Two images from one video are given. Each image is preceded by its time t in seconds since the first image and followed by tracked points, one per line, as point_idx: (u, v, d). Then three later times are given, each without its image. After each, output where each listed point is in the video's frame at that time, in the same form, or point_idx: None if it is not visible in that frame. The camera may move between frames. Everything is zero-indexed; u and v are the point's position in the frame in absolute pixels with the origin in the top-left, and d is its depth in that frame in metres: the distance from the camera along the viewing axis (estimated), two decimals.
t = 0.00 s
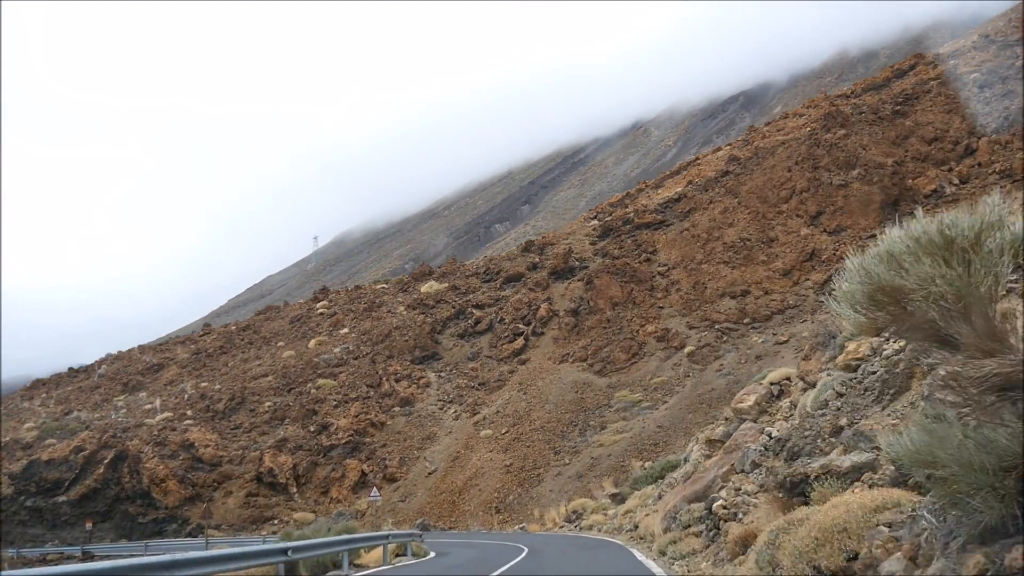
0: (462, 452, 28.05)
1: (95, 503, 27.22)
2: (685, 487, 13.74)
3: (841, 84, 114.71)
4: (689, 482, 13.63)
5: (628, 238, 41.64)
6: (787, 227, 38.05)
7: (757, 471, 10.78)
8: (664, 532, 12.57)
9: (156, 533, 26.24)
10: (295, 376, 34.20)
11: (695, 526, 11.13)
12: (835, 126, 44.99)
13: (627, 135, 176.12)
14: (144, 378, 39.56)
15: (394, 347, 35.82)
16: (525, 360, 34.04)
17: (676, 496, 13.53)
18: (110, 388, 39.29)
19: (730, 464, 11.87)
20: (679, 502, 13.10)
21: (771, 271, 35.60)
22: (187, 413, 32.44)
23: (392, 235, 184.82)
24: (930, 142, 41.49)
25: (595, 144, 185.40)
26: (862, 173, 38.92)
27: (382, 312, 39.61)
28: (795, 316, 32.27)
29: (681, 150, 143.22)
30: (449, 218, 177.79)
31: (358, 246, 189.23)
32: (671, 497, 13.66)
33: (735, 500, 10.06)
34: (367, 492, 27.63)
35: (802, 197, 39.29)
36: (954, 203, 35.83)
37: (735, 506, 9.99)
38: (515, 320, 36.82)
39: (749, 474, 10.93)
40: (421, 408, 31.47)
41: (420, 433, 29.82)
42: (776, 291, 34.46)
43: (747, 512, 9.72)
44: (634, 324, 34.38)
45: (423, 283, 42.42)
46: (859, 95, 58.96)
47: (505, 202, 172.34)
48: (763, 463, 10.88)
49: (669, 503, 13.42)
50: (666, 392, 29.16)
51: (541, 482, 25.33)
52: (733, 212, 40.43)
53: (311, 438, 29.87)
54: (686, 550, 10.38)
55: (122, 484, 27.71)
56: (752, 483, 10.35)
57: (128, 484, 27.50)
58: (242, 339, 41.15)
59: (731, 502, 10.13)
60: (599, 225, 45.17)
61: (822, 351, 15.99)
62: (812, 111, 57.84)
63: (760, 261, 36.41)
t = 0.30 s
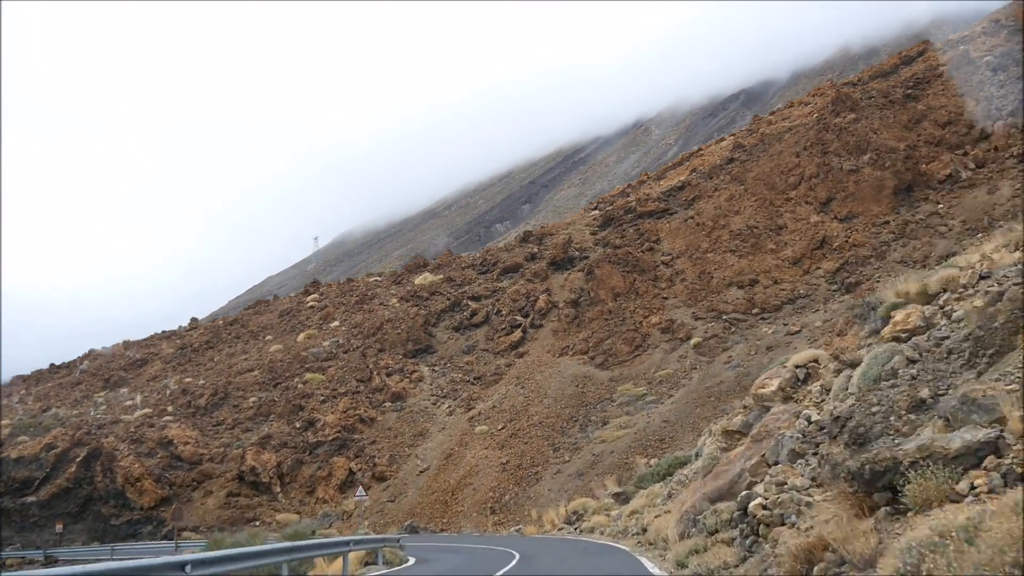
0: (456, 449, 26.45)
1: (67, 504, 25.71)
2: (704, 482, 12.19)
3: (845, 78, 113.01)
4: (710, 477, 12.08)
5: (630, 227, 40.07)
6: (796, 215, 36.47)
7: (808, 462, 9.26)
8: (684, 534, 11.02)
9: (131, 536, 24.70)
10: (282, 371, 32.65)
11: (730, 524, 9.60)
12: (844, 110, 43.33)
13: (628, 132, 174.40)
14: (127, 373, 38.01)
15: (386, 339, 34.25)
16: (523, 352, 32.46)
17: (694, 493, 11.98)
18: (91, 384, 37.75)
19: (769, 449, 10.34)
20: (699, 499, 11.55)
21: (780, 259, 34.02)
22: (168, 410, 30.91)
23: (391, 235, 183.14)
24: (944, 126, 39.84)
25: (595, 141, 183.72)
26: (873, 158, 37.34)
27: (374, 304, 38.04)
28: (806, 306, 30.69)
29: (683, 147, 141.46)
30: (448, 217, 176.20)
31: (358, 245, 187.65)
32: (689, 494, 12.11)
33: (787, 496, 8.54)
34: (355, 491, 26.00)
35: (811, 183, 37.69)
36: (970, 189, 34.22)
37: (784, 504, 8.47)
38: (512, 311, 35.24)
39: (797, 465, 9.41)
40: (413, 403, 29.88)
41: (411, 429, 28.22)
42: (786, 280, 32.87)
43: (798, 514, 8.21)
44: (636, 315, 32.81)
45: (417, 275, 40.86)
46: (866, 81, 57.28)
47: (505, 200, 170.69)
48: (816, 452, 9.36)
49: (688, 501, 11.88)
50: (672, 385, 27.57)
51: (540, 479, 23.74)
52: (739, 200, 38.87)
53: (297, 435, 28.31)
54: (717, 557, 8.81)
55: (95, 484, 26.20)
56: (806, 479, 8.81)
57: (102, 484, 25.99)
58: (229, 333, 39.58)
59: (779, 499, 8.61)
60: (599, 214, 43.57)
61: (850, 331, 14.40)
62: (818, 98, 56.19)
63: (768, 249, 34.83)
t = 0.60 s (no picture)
0: (448, 446, 25.05)
1: (37, 503, 24.41)
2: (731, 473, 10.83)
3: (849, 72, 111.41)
4: (737, 467, 10.73)
5: (632, 216, 38.69)
6: (805, 203, 35.08)
7: (876, 445, 7.92)
8: (710, 539, 9.66)
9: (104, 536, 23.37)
10: (268, 364, 31.29)
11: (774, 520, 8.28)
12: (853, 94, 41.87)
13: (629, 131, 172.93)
14: (110, 368, 36.71)
15: (377, 332, 32.87)
16: (519, 345, 31.08)
17: (718, 486, 10.62)
18: (72, 379, 36.45)
19: (819, 427, 9.02)
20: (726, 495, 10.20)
21: (788, 248, 32.64)
22: (148, 405, 29.57)
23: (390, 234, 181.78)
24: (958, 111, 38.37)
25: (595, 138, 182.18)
26: (884, 144, 35.92)
27: (365, 296, 36.67)
28: (816, 297, 29.29)
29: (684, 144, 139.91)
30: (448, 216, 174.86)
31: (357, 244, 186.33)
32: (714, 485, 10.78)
33: (856, 488, 7.22)
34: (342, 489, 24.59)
35: (820, 171, 36.30)
36: (986, 175, 32.78)
37: (852, 499, 7.16)
38: (509, 303, 33.86)
39: (860, 450, 8.07)
40: (405, 398, 28.47)
41: (402, 424, 26.81)
42: (794, 270, 31.49)
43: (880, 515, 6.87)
44: (638, 306, 31.44)
45: (411, 267, 39.49)
46: (875, 70, 55.80)
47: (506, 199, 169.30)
48: (885, 434, 8.01)
49: (713, 495, 10.53)
50: (676, 378, 26.19)
51: (536, 476, 22.37)
52: (744, 188, 37.51)
53: (281, 431, 26.94)
54: (759, 569, 7.45)
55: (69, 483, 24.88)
56: (874, 470, 7.48)
57: (75, 482, 24.65)
58: (216, 327, 38.26)
59: (844, 492, 7.29)
60: (600, 204, 42.18)
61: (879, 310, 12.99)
62: (826, 86, 54.73)
63: (776, 238, 33.45)
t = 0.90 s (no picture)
0: (442, 446, 23.60)
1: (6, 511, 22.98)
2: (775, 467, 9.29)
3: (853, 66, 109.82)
4: (784, 460, 9.16)
5: (634, 207, 37.24)
6: (814, 189, 33.65)
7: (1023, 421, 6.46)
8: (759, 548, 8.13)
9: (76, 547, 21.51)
10: (254, 362, 29.88)
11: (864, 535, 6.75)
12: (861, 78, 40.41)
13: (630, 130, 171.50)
14: (92, 369, 35.29)
15: (369, 328, 31.45)
16: (517, 340, 29.64)
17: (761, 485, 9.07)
18: (52, 381, 35.05)
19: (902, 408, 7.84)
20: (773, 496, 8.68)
21: (797, 237, 31.19)
22: (127, 407, 28.20)
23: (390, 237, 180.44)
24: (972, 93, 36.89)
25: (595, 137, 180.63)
26: (896, 128, 34.47)
27: (357, 292, 35.27)
28: (828, 286, 27.83)
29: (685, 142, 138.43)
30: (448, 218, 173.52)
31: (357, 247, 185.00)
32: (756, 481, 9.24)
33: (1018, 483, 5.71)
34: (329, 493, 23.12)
35: (829, 157, 34.87)
36: (1003, 158, 31.33)
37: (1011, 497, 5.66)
38: (506, 297, 32.45)
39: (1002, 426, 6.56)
40: (396, 397, 27.02)
41: (393, 424, 25.35)
42: (805, 258, 30.04)
43: None
44: (641, 298, 30.02)
45: (405, 261, 38.08)
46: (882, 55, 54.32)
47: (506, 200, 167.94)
48: None
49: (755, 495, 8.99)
50: (683, 371, 24.73)
51: (534, 477, 20.90)
52: (750, 176, 36.10)
53: (266, 432, 25.52)
54: None
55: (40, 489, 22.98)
56: None
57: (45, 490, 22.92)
58: (203, 325, 36.85)
59: (993, 486, 5.85)
60: (601, 195, 40.77)
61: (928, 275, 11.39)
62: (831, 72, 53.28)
63: (784, 225, 32.02)
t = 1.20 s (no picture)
0: (431, 443, 22.20)
1: None
2: (841, 457, 7.90)
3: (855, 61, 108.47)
4: (856, 449, 7.82)
5: (634, 196, 35.86)
6: (822, 176, 32.26)
7: None
8: (840, 567, 6.68)
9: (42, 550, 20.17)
10: (237, 356, 28.49)
11: None
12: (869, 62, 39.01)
13: (629, 128, 170.16)
14: (70, 364, 33.89)
15: (357, 320, 30.06)
16: (512, 332, 28.24)
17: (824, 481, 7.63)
18: (28, 376, 33.65)
19: (1000, 369, 6.67)
20: (845, 494, 7.30)
21: (805, 224, 29.80)
22: (101, 403, 26.82)
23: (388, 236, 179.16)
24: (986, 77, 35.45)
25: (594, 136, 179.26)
26: (907, 112, 33.06)
27: (346, 284, 33.88)
28: (839, 275, 26.41)
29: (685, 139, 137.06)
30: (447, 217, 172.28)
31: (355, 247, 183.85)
32: (818, 474, 7.80)
33: None
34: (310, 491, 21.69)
35: (837, 143, 33.48)
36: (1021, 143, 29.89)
37: None
38: (501, 288, 31.06)
39: None
40: (384, 391, 25.60)
41: (380, 420, 23.94)
42: (814, 247, 28.64)
43: None
44: (642, 288, 28.64)
45: (396, 252, 36.69)
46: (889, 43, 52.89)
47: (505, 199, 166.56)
48: None
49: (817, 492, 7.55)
50: (687, 364, 23.33)
51: (528, 475, 19.47)
52: (755, 164, 34.74)
53: (245, 429, 24.11)
54: None
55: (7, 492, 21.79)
56: None
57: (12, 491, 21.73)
58: (186, 319, 35.46)
59: None
60: (600, 184, 39.40)
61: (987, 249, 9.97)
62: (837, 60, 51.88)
63: (791, 213, 30.63)
